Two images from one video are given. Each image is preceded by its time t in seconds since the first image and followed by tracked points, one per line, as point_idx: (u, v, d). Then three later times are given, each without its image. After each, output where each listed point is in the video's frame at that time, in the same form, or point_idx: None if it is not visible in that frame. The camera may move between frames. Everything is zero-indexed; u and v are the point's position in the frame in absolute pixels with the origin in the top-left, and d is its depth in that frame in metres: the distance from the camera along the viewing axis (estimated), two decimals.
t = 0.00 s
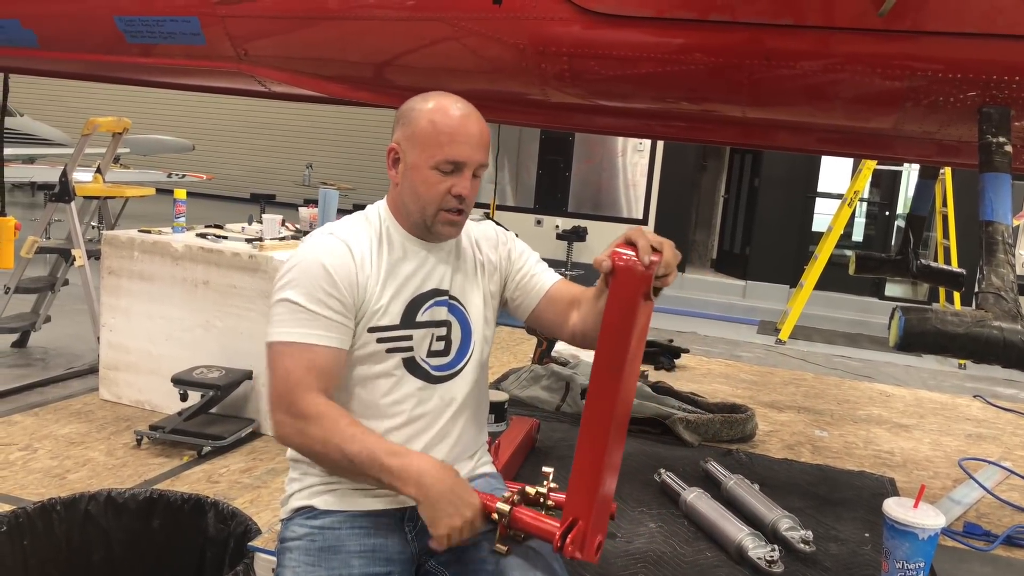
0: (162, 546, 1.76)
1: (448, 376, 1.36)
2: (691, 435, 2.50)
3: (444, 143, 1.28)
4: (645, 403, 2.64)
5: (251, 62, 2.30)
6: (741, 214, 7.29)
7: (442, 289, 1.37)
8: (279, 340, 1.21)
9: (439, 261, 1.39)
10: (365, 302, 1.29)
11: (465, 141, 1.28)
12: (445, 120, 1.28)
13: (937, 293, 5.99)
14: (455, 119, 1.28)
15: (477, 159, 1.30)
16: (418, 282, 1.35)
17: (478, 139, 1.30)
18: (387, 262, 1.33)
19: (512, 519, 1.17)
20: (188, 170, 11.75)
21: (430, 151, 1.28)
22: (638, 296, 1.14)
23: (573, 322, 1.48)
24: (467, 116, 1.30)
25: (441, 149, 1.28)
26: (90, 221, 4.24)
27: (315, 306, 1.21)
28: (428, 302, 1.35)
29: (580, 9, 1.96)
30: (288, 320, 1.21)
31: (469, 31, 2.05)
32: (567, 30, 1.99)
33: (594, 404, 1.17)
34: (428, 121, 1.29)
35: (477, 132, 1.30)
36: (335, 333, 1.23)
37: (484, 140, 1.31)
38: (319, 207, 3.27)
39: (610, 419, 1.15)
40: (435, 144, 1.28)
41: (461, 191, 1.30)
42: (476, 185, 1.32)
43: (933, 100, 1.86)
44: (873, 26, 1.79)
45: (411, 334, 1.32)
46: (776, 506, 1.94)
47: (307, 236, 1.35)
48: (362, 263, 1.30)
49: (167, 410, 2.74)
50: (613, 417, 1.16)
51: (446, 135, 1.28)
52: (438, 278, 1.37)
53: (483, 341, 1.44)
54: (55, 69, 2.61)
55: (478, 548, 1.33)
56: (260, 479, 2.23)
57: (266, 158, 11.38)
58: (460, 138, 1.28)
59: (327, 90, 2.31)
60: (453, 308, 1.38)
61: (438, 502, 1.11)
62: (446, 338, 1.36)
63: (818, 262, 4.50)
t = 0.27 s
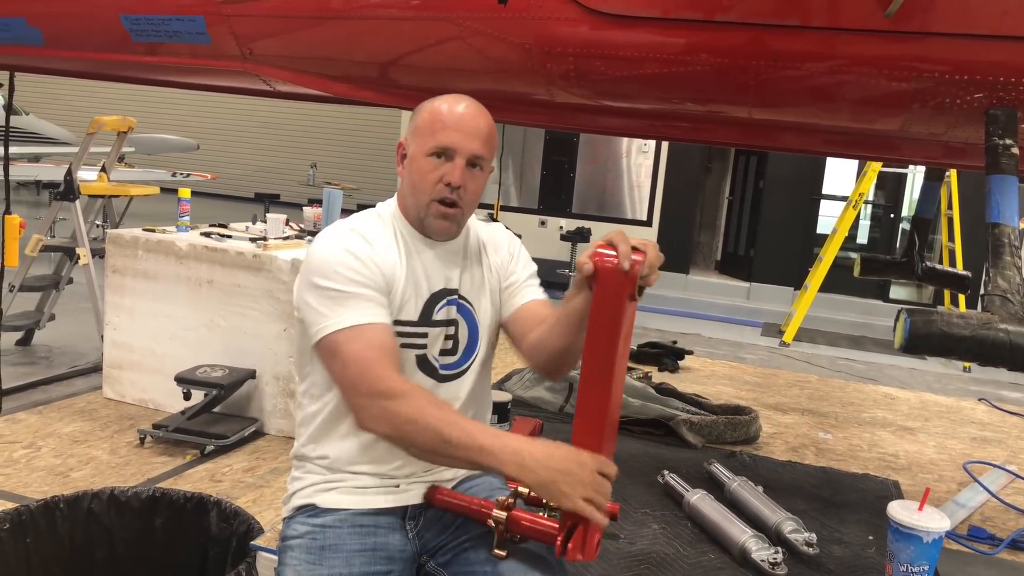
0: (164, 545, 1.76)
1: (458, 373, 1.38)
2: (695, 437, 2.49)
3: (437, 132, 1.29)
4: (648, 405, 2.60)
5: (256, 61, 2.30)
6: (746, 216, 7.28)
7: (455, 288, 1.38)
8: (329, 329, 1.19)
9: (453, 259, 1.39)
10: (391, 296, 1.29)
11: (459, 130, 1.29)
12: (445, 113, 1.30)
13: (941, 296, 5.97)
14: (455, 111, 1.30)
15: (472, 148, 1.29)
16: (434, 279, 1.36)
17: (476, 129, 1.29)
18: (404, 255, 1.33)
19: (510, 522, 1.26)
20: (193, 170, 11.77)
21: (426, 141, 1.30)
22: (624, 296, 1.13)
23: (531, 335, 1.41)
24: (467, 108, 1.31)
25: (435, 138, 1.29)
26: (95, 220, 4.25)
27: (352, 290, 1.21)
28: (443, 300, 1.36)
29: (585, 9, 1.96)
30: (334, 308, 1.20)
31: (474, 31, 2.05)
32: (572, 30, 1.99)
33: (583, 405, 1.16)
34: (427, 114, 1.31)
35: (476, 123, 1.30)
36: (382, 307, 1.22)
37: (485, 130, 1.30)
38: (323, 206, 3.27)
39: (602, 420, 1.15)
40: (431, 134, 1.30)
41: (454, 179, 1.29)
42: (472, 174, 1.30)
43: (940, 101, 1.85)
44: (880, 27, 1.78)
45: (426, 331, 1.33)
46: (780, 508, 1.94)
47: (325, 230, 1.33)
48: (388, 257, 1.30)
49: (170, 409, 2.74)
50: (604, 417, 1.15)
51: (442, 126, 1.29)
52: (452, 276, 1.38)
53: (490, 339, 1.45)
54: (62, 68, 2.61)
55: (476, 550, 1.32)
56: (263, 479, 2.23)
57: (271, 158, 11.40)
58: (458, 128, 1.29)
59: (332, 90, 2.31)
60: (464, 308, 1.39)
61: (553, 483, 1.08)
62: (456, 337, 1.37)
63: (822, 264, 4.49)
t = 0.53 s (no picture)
0: (172, 536, 1.77)
1: (471, 368, 1.38)
2: (701, 432, 2.49)
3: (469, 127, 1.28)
4: (655, 400, 2.61)
5: (264, 54, 2.30)
6: (754, 213, 7.25)
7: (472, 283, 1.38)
8: (353, 320, 1.22)
9: (470, 254, 1.39)
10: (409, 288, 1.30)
11: (490, 126, 1.27)
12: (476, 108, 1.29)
13: (950, 293, 5.94)
14: (487, 109, 1.29)
15: (502, 146, 1.28)
16: (451, 274, 1.35)
17: (507, 127, 1.28)
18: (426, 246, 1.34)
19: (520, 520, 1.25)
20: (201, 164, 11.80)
21: (456, 136, 1.29)
22: (618, 290, 1.12)
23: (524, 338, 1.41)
24: (498, 105, 1.29)
25: (467, 133, 1.28)
26: (103, 213, 4.26)
27: (377, 281, 1.23)
28: (458, 295, 1.36)
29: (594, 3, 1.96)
30: (357, 300, 1.22)
31: (483, 24, 2.04)
32: (582, 23, 1.98)
33: (586, 399, 1.16)
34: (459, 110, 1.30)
35: (506, 120, 1.29)
36: (404, 300, 1.25)
37: (515, 129, 1.29)
38: (330, 200, 3.28)
39: (606, 413, 1.16)
40: (462, 129, 1.28)
41: (482, 175, 1.28)
42: (499, 171, 1.29)
43: (951, 96, 1.84)
44: (891, 21, 1.77)
45: (440, 326, 1.33)
46: (786, 504, 1.93)
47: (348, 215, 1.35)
48: (406, 248, 1.30)
49: (178, 402, 2.75)
50: (609, 410, 1.16)
51: (474, 122, 1.28)
52: (469, 271, 1.38)
53: (504, 335, 1.45)
54: (71, 60, 2.62)
55: (486, 545, 1.32)
56: (270, 471, 2.24)
57: (278, 153, 11.41)
58: (489, 125, 1.28)
59: (341, 83, 2.31)
60: (479, 305, 1.39)
61: (559, 487, 1.14)
62: (469, 333, 1.37)
63: (831, 260, 4.48)
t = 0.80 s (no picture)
0: (182, 527, 1.78)
1: (481, 368, 1.38)
2: (709, 426, 2.49)
3: (497, 133, 1.24)
4: (663, 394, 2.60)
5: (273, 47, 2.30)
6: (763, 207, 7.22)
7: (485, 283, 1.37)
8: (359, 321, 1.20)
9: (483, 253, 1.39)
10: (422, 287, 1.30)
11: (519, 133, 1.24)
12: (501, 112, 1.24)
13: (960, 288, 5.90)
14: (513, 112, 1.25)
15: (529, 154, 1.26)
16: (463, 273, 1.35)
17: (533, 133, 1.26)
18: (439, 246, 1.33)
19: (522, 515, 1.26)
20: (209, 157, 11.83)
21: (482, 140, 1.24)
22: (633, 283, 1.12)
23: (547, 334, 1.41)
24: (523, 108, 1.26)
25: (494, 139, 1.24)
26: (113, 206, 4.28)
27: (386, 282, 1.21)
28: (470, 294, 1.35)
29: None
30: (364, 301, 1.20)
31: (492, 17, 2.03)
32: (591, 16, 1.97)
33: (600, 392, 1.16)
34: (483, 112, 1.25)
35: (532, 124, 1.26)
36: (414, 303, 1.23)
37: (539, 135, 1.27)
38: (339, 194, 3.28)
39: (617, 409, 1.15)
40: (489, 134, 1.24)
41: (510, 183, 1.26)
42: (526, 178, 1.28)
43: (963, 90, 1.82)
44: (903, 14, 1.76)
45: (452, 325, 1.33)
46: (794, 499, 1.93)
47: (361, 211, 1.34)
48: (419, 248, 1.29)
49: (187, 394, 2.77)
50: (619, 405, 1.15)
51: (501, 127, 1.24)
52: (482, 271, 1.37)
53: (515, 334, 1.45)
54: (81, 53, 2.62)
55: (493, 539, 1.32)
56: (278, 464, 2.25)
57: (287, 146, 11.43)
58: (517, 131, 1.24)
59: (349, 76, 2.31)
60: (491, 302, 1.39)
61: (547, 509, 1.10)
62: (481, 331, 1.37)
63: (840, 254, 4.45)
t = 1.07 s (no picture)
0: (185, 522, 1.79)
1: (484, 368, 1.38)
2: (712, 425, 2.49)
3: (500, 136, 1.23)
4: (666, 392, 2.61)
5: (278, 43, 2.30)
6: (768, 205, 7.21)
7: (487, 283, 1.37)
8: (350, 328, 1.19)
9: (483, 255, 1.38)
10: (421, 291, 1.30)
11: (520, 136, 1.24)
12: (502, 115, 1.24)
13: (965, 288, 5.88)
14: (513, 114, 1.24)
15: (534, 155, 1.26)
16: (463, 275, 1.35)
17: (534, 135, 1.25)
18: (439, 252, 1.33)
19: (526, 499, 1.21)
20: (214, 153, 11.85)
21: (485, 145, 1.24)
22: (635, 273, 1.12)
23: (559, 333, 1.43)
24: (524, 110, 1.25)
25: (496, 143, 1.23)
26: (119, 201, 4.29)
27: (378, 290, 1.21)
28: (472, 295, 1.35)
29: None
30: (355, 306, 1.20)
31: (497, 14, 2.03)
32: (596, 14, 1.97)
33: (601, 384, 1.16)
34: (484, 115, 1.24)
35: (533, 127, 1.25)
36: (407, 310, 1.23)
37: (541, 136, 1.26)
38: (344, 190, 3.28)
39: (617, 399, 1.15)
40: (492, 138, 1.23)
41: (516, 187, 1.26)
42: (531, 180, 1.28)
43: (969, 89, 1.82)
44: (909, 13, 1.75)
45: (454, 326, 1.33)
46: (797, 498, 1.92)
47: (359, 217, 1.34)
48: (416, 253, 1.29)
49: (191, 389, 2.78)
50: (619, 396, 1.15)
51: (502, 130, 1.23)
52: (483, 272, 1.37)
53: (518, 334, 1.46)
54: (88, 49, 2.63)
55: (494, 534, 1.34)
56: (281, 459, 2.26)
57: (292, 142, 11.44)
58: (520, 134, 1.24)
59: (354, 73, 2.31)
60: (494, 300, 1.39)
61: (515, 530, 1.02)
62: (485, 330, 1.38)
63: (845, 253, 4.45)
